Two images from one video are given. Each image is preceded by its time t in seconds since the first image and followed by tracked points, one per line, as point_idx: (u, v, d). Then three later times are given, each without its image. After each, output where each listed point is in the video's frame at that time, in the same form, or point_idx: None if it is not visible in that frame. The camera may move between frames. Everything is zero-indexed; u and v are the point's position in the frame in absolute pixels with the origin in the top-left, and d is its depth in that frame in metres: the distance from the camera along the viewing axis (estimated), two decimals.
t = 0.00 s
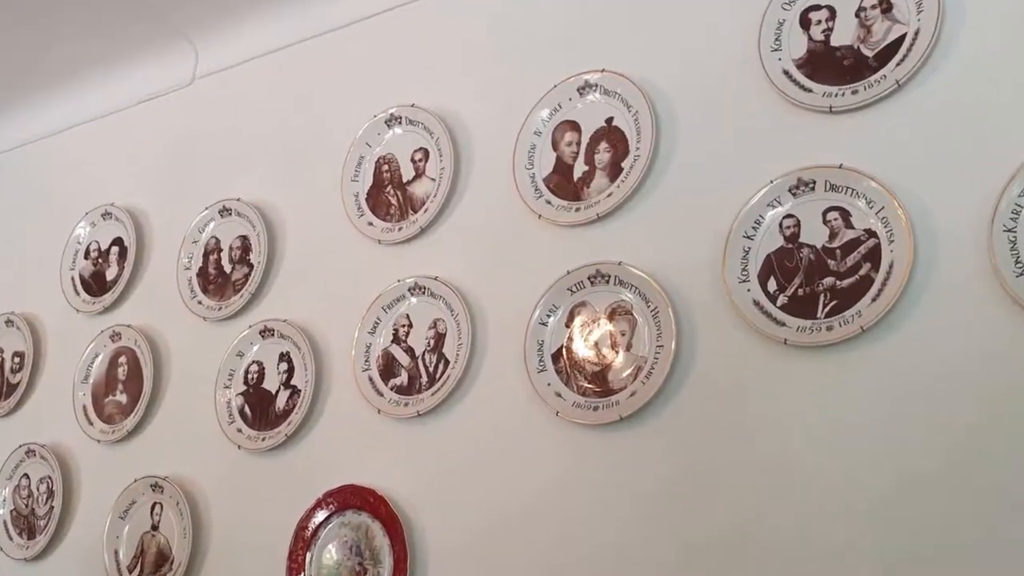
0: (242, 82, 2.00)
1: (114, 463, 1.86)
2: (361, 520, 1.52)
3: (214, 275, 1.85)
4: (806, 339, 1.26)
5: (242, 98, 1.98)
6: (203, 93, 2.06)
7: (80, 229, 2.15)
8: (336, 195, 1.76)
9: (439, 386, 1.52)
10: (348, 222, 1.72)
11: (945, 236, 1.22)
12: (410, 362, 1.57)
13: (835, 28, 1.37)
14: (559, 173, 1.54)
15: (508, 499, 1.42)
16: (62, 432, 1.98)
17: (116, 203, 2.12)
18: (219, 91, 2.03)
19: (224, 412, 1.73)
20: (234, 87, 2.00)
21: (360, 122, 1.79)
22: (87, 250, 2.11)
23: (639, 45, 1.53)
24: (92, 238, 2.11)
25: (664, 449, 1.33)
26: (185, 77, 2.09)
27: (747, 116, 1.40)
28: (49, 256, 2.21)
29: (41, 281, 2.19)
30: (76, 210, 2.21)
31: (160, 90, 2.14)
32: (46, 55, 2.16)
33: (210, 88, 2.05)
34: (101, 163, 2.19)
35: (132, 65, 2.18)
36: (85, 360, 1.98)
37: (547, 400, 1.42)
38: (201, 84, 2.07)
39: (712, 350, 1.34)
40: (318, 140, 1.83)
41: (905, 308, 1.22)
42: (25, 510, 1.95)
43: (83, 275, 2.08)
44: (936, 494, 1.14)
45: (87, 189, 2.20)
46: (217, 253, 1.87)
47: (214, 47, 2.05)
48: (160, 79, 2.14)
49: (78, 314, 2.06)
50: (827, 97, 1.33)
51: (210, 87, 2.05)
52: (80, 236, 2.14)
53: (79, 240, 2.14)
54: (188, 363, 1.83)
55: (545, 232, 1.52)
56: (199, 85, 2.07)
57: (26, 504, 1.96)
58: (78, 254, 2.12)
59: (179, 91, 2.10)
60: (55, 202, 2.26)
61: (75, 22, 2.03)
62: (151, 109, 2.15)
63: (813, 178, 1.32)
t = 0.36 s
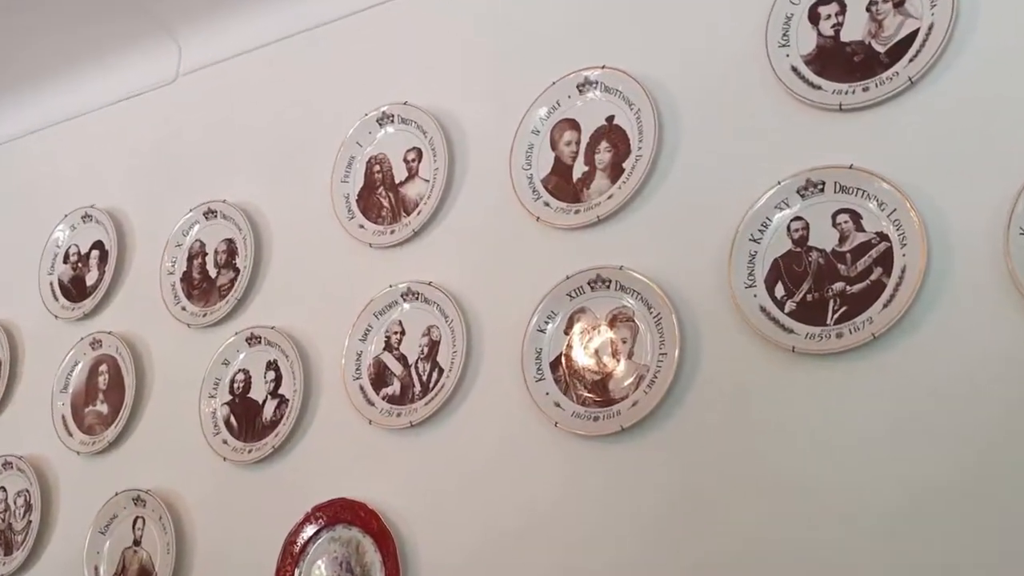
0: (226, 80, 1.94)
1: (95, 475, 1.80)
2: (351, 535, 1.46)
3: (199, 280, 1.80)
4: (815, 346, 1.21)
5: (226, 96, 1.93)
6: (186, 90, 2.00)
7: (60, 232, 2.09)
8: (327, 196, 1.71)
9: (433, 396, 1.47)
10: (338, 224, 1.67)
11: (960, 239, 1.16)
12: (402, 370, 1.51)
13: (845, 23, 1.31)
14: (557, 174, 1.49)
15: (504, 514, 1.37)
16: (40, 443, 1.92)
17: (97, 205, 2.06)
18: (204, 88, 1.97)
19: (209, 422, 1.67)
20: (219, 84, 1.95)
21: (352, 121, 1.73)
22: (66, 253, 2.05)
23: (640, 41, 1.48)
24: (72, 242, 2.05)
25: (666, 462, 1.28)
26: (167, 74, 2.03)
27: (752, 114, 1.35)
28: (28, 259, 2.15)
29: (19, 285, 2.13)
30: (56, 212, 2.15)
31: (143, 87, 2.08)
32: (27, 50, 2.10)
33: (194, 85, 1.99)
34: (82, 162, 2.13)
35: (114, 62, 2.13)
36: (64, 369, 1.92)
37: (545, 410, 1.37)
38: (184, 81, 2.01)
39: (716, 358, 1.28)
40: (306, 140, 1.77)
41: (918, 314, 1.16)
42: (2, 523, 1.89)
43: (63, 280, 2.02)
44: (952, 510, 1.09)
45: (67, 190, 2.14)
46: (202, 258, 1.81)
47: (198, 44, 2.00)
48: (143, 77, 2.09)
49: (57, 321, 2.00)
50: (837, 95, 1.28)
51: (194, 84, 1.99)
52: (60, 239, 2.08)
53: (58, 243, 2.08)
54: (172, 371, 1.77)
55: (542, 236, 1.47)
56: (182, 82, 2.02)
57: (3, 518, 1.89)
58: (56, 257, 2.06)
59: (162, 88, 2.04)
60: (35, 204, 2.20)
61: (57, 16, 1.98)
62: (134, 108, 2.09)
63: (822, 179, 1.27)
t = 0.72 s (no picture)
0: (211, 77, 1.89)
1: (75, 488, 1.74)
2: (341, 551, 1.40)
3: (182, 285, 1.74)
4: (826, 354, 1.15)
5: (210, 94, 1.87)
6: (169, 88, 1.95)
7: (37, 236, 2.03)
8: (316, 197, 1.65)
9: (426, 406, 1.41)
10: (327, 227, 1.61)
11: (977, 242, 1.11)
12: (395, 379, 1.46)
13: (857, 17, 1.26)
14: (556, 175, 1.43)
15: (500, 530, 1.31)
16: (17, 456, 1.85)
17: (76, 208, 2.00)
18: (187, 85, 1.92)
19: (194, 434, 1.61)
20: (203, 81, 1.89)
21: (342, 119, 1.68)
22: (44, 258, 1.99)
23: (642, 36, 1.43)
24: (50, 246, 1.99)
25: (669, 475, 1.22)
26: (150, 72, 1.98)
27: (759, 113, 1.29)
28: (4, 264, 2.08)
29: None
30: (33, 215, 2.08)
31: (128, 83, 2.02)
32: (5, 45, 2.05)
33: (176, 83, 1.94)
34: (60, 161, 2.07)
35: (95, 58, 2.07)
36: (42, 378, 1.86)
37: (543, 421, 1.31)
38: (166, 79, 1.96)
39: (722, 367, 1.23)
40: (294, 139, 1.72)
41: (934, 321, 1.11)
42: None
43: (40, 285, 1.96)
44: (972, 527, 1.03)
45: (44, 192, 2.08)
46: (185, 262, 1.75)
47: (182, 41, 1.94)
48: (128, 73, 2.03)
49: (35, 327, 1.94)
50: (848, 92, 1.23)
51: (176, 81, 1.94)
52: (37, 244, 2.02)
53: (36, 248, 2.01)
54: (155, 379, 1.71)
55: (539, 239, 1.42)
56: (164, 79, 1.96)
57: None
58: (33, 262, 2.00)
59: (144, 86, 1.99)
60: (12, 207, 2.13)
61: (36, 10, 1.93)
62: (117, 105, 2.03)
63: (833, 180, 1.21)
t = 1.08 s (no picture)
0: (194, 75, 1.83)
1: (52, 503, 1.68)
2: (329, 569, 1.35)
3: (164, 290, 1.68)
4: (837, 364, 1.10)
5: (192, 92, 1.82)
6: (149, 85, 1.89)
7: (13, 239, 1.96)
8: (305, 198, 1.60)
9: (418, 417, 1.36)
10: (316, 230, 1.56)
11: (996, 246, 1.06)
12: (386, 388, 1.40)
13: (868, 11, 1.21)
14: (554, 175, 1.38)
15: (495, 547, 1.26)
16: None
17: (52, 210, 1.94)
18: (168, 83, 1.86)
19: (176, 446, 1.56)
20: (184, 80, 1.84)
21: (331, 117, 1.62)
22: (19, 262, 1.93)
23: (643, 32, 1.38)
24: (25, 250, 1.93)
25: (672, 491, 1.17)
26: (129, 68, 1.93)
27: (765, 111, 1.24)
28: None
29: None
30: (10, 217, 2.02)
31: (105, 79, 1.97)
32: None
33: (158, 80, 1.88)
34: (37, 160, 2.01)
35: (73, 55, 2.01)
36: (18, 389, 1.80)
37: (540, 433, 1.26)
38: (146, 75, 1.91)
39: (727, 376, 1.17)
40: (281, 139, 1.66)
41: (950, 329, 1.06)
42: None
43: (16, 290, 1.90)
44: (992, 548, 0.98)
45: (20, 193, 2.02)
46: (167, 267, 1.70)
47: (163, 36, 1.89)
48: (105, 69, 1.97)
49: (10, 334, 1.88)
50: (859, 89, 1.17)
51: (158, 79, 1.88)
52: (12, 247, 1.96)
53: (11, 251, 1.95)
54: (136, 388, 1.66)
55: (535, 243, 1.36)
56: (144, 76, 1.91)
57: None
58: (9, 266, 1.94)
59: (123, 82, 1.94)
60: None
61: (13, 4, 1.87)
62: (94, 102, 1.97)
63: (844, 181, 1.16)
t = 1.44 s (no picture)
0: (176, 72, 1.77)
1: (27, 518, 1.62)
2: None
3: (144, 297, 1.62)
4: (849, 374, 1.04)
5: (174, 90, 1.76)
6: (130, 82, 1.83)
7: None
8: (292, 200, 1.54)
9: (409, 429, 1.30)
10: (303, 232, 1.50)
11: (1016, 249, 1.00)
12: (376, 398, 1.34)
13: (882, 4, 1.16)
14: (552, 176, 1.33)
15: (490, 565, 1.20)
16: None
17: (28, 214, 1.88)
18: (150, 80, 1.80)
19: (157, 459, 1.50)
20: (166, 77, 1.78)
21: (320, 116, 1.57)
22: None
23: (644, 26, 1.33)
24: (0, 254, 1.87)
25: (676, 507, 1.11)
26: (108, 64, 1.87)
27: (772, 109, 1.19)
28: None
29: None
30: None
31: (82, 76, 1.91)
32: None
33: (139, 77, 1.83)
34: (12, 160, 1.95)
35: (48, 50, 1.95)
36: None
37: (537, 446, 1.20)
38: (126, 71, 1.85)
39: (732, 387, 1.12)
40: (267, 138, 1.61)
41: (968, 337, 1.00)
42: None
43: None
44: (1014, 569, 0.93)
45: None
46: (147, 272, 1.64)
47: (144, 31, 1.83)
48: (81, 65, 1.91)
49: None
50: (872, 86, 1.12)
51: (139, 75, 1.83)
52: None
53: None
54: (115, 399, 1.60)
55: (533, 246, 1.31)
56: (124, 72, 1.85)
57: None
58: None
59: (102, 79, 1.88)
60: None
61: None
62: (71, 99, 1.91)
63: (856, 182, 1.11)
